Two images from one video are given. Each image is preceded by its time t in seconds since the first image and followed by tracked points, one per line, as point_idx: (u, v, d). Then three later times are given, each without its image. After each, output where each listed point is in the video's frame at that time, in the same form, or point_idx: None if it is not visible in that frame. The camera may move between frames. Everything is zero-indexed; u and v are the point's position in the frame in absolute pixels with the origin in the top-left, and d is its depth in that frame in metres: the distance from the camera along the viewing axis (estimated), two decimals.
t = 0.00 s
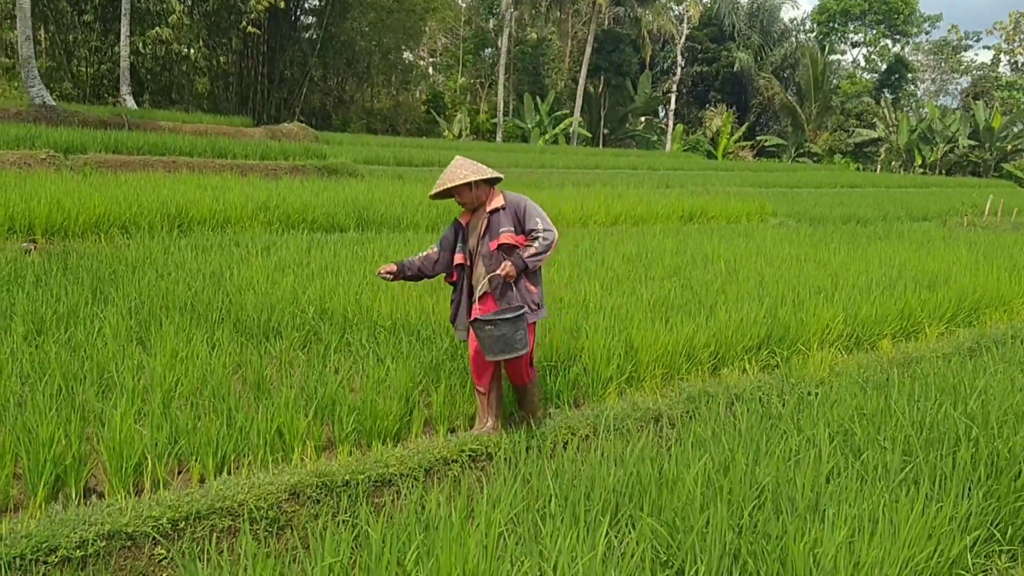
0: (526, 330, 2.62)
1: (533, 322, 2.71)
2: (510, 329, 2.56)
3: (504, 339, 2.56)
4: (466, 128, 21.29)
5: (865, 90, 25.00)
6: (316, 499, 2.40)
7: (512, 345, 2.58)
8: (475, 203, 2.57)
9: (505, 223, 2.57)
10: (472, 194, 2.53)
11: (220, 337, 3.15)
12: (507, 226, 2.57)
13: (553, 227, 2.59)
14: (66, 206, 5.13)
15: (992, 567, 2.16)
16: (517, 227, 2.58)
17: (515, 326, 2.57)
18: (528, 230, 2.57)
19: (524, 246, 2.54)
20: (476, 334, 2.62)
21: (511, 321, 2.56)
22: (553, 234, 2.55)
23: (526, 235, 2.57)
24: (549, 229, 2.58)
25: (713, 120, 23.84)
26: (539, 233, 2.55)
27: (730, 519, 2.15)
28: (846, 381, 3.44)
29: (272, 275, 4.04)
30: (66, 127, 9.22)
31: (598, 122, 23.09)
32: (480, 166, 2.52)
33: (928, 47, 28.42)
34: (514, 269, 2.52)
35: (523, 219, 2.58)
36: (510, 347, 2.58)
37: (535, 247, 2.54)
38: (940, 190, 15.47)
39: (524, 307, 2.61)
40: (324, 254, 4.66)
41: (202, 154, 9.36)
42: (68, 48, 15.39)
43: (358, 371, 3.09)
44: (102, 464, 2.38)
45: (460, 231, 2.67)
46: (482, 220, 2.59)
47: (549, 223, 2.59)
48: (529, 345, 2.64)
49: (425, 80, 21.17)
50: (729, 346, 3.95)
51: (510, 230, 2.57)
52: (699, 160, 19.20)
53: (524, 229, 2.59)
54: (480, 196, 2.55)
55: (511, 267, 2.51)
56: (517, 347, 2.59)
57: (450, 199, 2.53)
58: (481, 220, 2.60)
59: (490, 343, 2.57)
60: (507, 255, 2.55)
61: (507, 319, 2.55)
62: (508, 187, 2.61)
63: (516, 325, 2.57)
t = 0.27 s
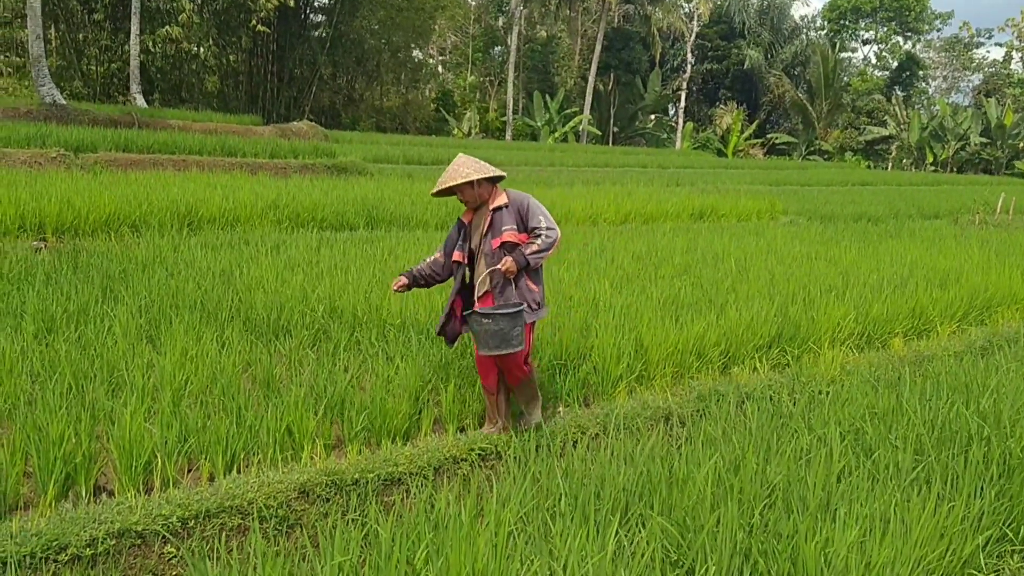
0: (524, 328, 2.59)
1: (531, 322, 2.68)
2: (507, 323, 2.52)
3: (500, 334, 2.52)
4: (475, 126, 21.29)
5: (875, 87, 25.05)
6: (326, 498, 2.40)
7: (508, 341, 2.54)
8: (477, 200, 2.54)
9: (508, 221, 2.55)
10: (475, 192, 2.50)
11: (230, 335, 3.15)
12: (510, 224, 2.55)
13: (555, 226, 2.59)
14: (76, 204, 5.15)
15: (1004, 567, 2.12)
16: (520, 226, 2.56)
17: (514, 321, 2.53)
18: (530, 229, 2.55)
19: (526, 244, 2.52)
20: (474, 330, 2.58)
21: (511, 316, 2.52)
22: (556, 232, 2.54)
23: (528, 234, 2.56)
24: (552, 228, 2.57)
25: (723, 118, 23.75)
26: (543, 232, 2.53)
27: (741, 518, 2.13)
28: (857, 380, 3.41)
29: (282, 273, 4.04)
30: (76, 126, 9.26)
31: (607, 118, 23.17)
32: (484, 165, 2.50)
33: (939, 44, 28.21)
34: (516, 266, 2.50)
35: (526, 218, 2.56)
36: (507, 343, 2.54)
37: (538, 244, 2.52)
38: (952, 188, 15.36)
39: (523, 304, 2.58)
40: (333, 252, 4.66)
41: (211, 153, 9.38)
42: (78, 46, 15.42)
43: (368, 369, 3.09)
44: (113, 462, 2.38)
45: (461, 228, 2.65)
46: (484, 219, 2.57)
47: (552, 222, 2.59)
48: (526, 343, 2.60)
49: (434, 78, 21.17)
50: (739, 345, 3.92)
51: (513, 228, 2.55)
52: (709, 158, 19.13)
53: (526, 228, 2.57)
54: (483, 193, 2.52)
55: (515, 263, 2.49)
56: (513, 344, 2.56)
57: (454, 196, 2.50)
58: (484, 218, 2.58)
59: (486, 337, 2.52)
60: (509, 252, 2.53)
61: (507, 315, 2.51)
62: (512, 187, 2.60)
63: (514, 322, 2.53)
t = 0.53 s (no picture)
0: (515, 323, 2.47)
1: (529, 322, 2.56)
2: (494, 315, 2.42)
3: (486, 326, 2.42)
4: (485, 125, 21.30)
5: (887, 86, 25.01)
6: (336, 497, 2.40)
7: (494, 333, 2.43)
8: (479, 197, 2.47)
9: (509, 218, 2.47)
10: (476, 189, 2.44)
11: (240, 335, 3.16)
12: (511, 222, 2.47)
13: (559, 225, 2.48)
14: (87, 204, 5.17)
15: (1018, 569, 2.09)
16: (522, 223, 2.47)
17: (502, 314, 2.43)
18: (532, 226, 2.46)
19: (526, 240, 2.43)
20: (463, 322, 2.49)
21: (500, 308, 2.42)
22: (557, 229, 2.43)
23: (529, 231, 2.46)
24: (555, 226, 2.47)
25: (734, 117, 23.66)
26: (543, 228, 2.43)
27: (753, 519, 2.11)
28: (869, 380, 3.38)
29: (292, 273, 4.04)
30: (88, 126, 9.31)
31: (618, 118, 23.05)
32: (487, 161, 2.44)
33: (952, 43, 28.01)
34: (511, 259, 2.41)
35: (528, 215, 2.47)
36: (493, 335, 2.43)
37: (537, 240, 2.42)
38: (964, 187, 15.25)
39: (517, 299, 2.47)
40: (344, 252, 4.66)
41: (222, 152, 9.41)
42: (89, 46, 15.46)
43: (378, 369, 3.09)
44: (124, 461, 2.39)
45: (466, 224, 2.59)
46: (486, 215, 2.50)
47: (556, 221, 2.48)
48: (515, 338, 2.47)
49: (444, 77, 21.19)
50: (751, 345, 3.89)
51: (514, 225, 2.47)
52: (720, 157, 19.06)
53: (528, 225, 2.48)
54: (484, 190, 2.45)
55: (511, 257, 2.40)
56: (501, 336, 2.44)
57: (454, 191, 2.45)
58: (487, 216, 2.51)
59: (471, 327, 2.43)
60: (506, 247, 2.44)
61: (495, 306, 2.41)
62: (518, 186, 2.52)
63: (504, 313, 2.42)
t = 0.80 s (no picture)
0: (505, 328, 2.42)
1: (524, 327, 2.51)
2: (482, 320, 2.38)
3: (474, 330, 2.39)
4: (496, 125, 21.33)
5: (901, 85, 24.76)
6: (347, 497, 2.39)
7: (481, 337, 2.39)
8: (478, 199, 2.46)
9: (507, 221, 2.45)
10: (475, 191, 2.43)
11: (252, 335, 3.16)
12: (509, 225, 2.45)
13: (558, 229, 2.44)
14: (99, 204, 5.20)
15: None
16: (520, 226, 2.44)
17: (491, 319, 2.39)
18: (528, 229, 2.43)
19: (522, 243, 2.40)
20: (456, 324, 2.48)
21: (490, 313, 2.38)
22: (554, 233, 2.39)
23: (526, 235, 2.43)
24: (554, 229, 2.42)
25: (745, 116, 23.54)
26: (539, 231, 2.39)
27: (765, 519, 2.09)
28: (881, 380, 3.35)
29: (303, 273, 4.05)
30: (100, 126, 9.36)
31: (629, 118, 22.92)
32: (487, 163, 2.43)
33: (965, 42, 27.78)
34: (505, 262, 2.38)
35: (526, 218, 2.44)
36: (480, 340, 2.39)
37: (532, 243, 2.38)
38: (977, 187, 15.12)
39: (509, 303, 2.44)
40: (355, 252, 4.66)
41: (233, 153, 9.46)
42: (100, 46, 15.52)
43: (388, 369, 3.08)
44: (135, 461, 2.39)
45: (466, 228, 2.58)
46: (485, 218, 2.49)
47: (554, 225, 2.44)
48: (504, 344, 2.42)
49: (455, 77, 21.20)
50: (764, 345, 3.87)
51: (512, 228, 2.45)
52: (731, 157, 18.99)
53: (525, 228, 2.45)
54: (483, 193, 2.44)
55: (505, 260, 2.38)
56: (488, 341, 2.40)
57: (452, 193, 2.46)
58: (486, 218, 2.50)
59: (460, 331, 2.40)
60: (501, 250, 2.42)
61: (485, 309, 2.37)
62: (519, 189, 2.49)
63: (493, 317, 2.38)
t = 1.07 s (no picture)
0: (493, 331, 2.39)
1: (516, 331, 2.47)
2: (467, 324, 2.36)
3: (458, 334, 2.36)
4: (507, 125, 21.36)
5: (913, 84, 24.66)
6: (358, 497, 2.39)
7: (468, 341, 2.37)
8: (470, 200, 2.43)
9: (498, 222, 2.42)
10: (466, 192, 2.40)
11: (263, 335, 3.17)
12: (499, 226, 2.41)
13: (548, 230, 2.38)
14: (111, 204, 5.23)
15: None
16: (509, 227, 2.40)
17: (476, 322, 2.36)
18: (517, 230, 2.37)
19: (510, 245, 2.36)
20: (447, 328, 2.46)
21: (475, 316, 2.36)
22: (542, 234, 2.34)
23: (516, 236, 2.39)
24: (543, 230, 2.37)
25: (757, 115, 23.41)
26: (527, 232, 2.35)
27: (778, 520, 2.07)
28: (895, 380, 3.31)
29: (314, 273, 4.05)
30: (113, 126, 9.41)
31: (640, 117, 22.86)
32: (477, 163, 2.40)
33: (978, 40, 27.56)
34: (492, 265, 2.35)
35: (515, 218, 2.39)
36: (465, 344, 2.37)
37: (519, 245, 2.34)
38: (992, 186, 14.98)
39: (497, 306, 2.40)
40: (365, 251, 4.66)
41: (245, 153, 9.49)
42: (112, 46, 15.57)
43: (399, 369, 3.08)
44: (147, 461, 2.39)
45: (463, 230, 2.56)
46: (476, 219, 2.46)
47: (545, 225, 2.38)
48: (493, 348, 2.39)
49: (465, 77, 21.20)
50: (776, 345, 3.84)
51: (501, 229, 2.41)
52: (743, 156, 18.90)
53: (515, 229, 2.40)
54: (474, 193, 2.41)
55: (491, 262, 2.34)
56: (476, 345, 2.38)
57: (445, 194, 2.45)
58: (479, 219, 2.47)
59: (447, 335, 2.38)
60: (489, 253, 2.39)
61: (471, 312, 2.35)
62: (511, 190, 2.45)
63: (478, 321, 2.36)
